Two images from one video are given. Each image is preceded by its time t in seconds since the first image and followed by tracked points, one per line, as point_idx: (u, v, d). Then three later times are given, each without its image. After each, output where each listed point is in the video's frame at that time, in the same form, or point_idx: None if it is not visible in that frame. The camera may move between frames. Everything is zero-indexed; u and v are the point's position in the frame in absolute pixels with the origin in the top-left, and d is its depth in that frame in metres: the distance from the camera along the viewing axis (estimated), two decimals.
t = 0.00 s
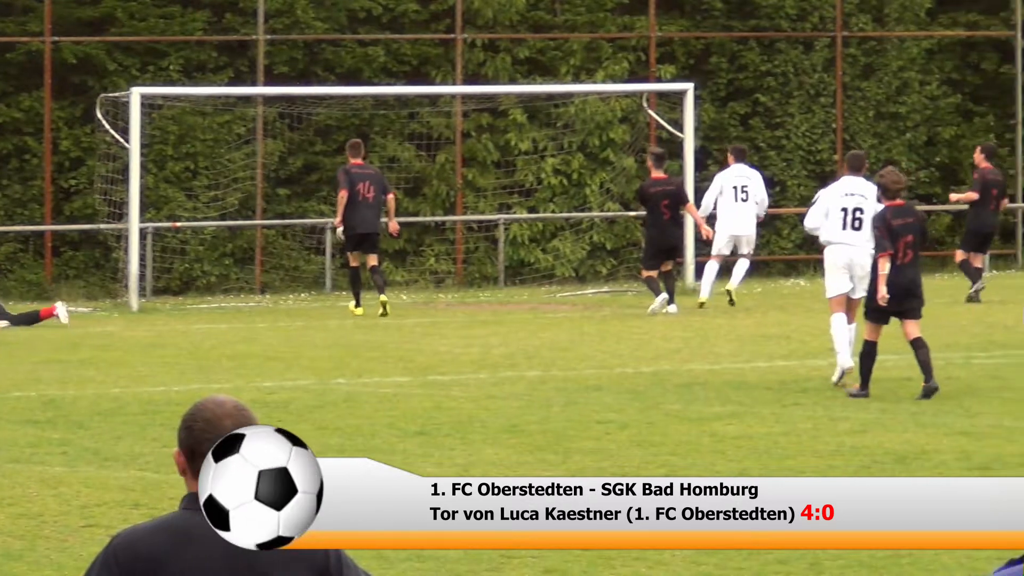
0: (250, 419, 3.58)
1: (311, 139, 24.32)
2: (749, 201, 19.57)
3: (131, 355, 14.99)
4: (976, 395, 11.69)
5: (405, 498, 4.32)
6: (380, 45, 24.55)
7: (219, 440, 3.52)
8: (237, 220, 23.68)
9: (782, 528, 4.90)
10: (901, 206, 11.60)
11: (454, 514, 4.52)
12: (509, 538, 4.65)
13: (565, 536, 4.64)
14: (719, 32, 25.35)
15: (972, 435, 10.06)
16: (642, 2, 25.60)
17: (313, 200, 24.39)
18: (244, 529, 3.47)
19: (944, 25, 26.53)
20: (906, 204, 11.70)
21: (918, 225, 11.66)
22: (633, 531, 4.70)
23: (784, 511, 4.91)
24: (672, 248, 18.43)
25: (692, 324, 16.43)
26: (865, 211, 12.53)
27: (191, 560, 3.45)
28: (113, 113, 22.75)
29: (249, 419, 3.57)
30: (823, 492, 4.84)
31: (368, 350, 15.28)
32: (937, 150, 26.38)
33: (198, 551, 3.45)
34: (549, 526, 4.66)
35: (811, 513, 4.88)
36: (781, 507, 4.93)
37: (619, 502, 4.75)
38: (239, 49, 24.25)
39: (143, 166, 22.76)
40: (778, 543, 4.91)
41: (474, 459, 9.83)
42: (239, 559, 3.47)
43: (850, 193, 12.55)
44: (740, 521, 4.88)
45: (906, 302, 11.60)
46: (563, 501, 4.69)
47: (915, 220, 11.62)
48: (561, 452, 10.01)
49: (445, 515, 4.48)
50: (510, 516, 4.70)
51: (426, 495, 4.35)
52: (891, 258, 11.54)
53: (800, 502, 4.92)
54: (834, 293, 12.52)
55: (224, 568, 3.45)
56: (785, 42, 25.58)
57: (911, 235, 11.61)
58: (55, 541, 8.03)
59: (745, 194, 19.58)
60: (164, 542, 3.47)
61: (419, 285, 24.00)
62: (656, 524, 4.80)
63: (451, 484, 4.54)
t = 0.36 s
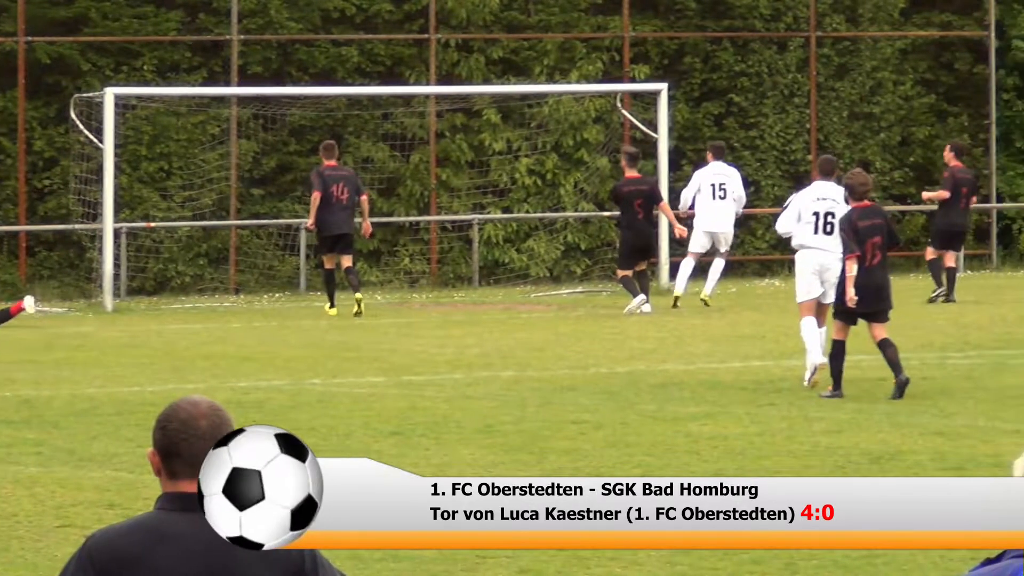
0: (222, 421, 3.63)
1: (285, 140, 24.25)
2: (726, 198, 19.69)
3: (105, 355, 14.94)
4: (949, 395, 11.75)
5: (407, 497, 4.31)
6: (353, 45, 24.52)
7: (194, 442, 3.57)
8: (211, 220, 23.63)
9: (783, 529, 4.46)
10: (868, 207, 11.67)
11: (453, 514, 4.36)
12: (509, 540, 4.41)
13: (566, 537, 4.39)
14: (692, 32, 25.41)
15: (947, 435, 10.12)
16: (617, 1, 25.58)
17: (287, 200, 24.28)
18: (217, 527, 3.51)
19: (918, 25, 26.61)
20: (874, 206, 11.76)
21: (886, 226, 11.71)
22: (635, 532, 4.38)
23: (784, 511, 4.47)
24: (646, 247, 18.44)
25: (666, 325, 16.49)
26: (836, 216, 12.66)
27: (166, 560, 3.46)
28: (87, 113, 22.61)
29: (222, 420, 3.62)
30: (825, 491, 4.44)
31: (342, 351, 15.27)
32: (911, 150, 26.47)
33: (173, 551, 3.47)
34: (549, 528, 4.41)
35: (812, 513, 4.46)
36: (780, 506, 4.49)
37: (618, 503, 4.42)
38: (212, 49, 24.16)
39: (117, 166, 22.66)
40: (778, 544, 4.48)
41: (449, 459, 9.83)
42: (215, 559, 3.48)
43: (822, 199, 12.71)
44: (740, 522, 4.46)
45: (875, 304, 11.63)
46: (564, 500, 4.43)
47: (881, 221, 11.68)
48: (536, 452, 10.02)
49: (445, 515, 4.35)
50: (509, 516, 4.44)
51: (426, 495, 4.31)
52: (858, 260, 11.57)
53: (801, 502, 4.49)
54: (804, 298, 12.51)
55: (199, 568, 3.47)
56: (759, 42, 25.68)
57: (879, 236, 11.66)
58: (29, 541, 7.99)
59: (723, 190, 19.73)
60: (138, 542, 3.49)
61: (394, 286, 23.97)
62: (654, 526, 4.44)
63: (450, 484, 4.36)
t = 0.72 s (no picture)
0: (198, 417, 3.65)
1: (262, 140, 24.22)
2: (706, 196, 19.80)
3: (80, 355, 14.91)
4: (924, 395, 11.81)
5: (407, 497, 4.21)
6: (330, 45, 24.53)
7: (169, 442, 3.59)
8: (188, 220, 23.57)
9: (783, 529, 4.30)
10: (837, 208, 11.65)
11: (453, 513, 4.28)
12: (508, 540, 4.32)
13: (563, 537, 4.26)
14: (669, 32, 25.44)
15: (923, 435, 10.18)
16: (594, 2, 25.63)
17: (262, 200, 24.26)
18: (191, 528, 3.51)
19: (895, 25, 26.74)
20: (843, 204, 11.74)
21: (856, 226, 11.73)
22: (634, 532, 4.23)
23: (784, 511, 4.32)
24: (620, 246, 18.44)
25: (641, 325, 16.55)
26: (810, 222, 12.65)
27: (140, 561, 3.47)
28: (63, 113, 22.53)
29: (199, 421, 3.63)
30: (825, 490, 4.29)
31: (319, 350, 15.26)
32: (887, 150, 26.58)
33: (148, 552, 3.47)
34: (548, 527, 4.29)
35: (812, 513, 4.31)
36: (781, 506, 4.34)
37: (618, 503, 4.28)
38: (189, 49, 24.14)
39: (94, 166, 22.63)
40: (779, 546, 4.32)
41: (427, 460, 9.84)
42: (191, 560, 3.48)
43: (796, 205, 12.68)
44: (741, 522, 4.30)
45: (845, 304, 11.71)
46: (563, 500, 4.31)
47: (852, 221, 11.69)
48: (513, 451, 10.04)
49: (445, 514, 4.26)
50: (510, 516, 4.35)
51: (426, 494, 4.22)
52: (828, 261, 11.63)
53: (801, 501, 4.34)
54: (775, 305, 12.57)
55: (174, 568, 3.47)
56: (736, 42, 25.73)
57: (849, 236, 11.70)
58: (6, 542, 7.97)
59: (703, 190, 19.84)
60: (112, 542, 3.50)
61: (370, 286, 24.01)
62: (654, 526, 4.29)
63: (450, 483, 4.29)
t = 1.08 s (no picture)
0: (187, 417, 3.54)
1: (251, 140, 24.25)
2: (697, 196, 19.84)
3: (69, 355, 14.90)
4: (912, 395, 11.84)
5: (404, 497, 4.22)
6: (318, 45, 24.55)
7: (158, 441, 3.48)
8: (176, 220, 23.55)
9: (783, 529, 4.31)
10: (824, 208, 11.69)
11: (453, 513, 4.27)
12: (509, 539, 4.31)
13: (565, 537, 4.25)
14: (657, 32, 25.47)
15: (911, 436, 10.21)
16: (582, 2, 25.68)
17: (251, 200, 24.32)
18: (180, 528, 3.45)
19: (884, 25, 26.84)
20: (830, 205, 11.79)
21: (842, 226, 11.77)
22: (635, 531, 4.24)
23: (784, 511, 4.33)
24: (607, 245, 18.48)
25: (629, 325, 16.57)
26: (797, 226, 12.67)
27: (129, 561, 3.40)
28: (52, 113, 22.49)
29: (188, 420, 3.52)
30: (825, 490, 4.30)
31: (307, 350, 15.26)
32: (876, 150, 26.64)
33: (136, 553, 3.41)
34: (548, 527, 4.29)
35: (812, 513, 4.32)
36: (780, 506, 4.35)
37: (618, 503, 4.27)
38: (177, 49, 24.11)
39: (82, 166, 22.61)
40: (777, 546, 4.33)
41: (415, 461, 9.83)
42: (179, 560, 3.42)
43: (782, 208, 12.75)
44: (741, 522, 4.31)
45: (830, 303, 11.72)
46: (564, 500, 4.30)
47: (837, 220, 11.72)
48: (503, 451, 10.04)
49: (444, 514, 4.26)
50: (510, 516, 4.34)
51: (426, 494, 4.22)
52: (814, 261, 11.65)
53: (801, 501, 4.35)
54: (762, 309, 12.56)
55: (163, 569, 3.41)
56: (724, 42, 25.75)
57: (835, 236, 11.73)
58: None
59: (694, 190, 19.84)
60: (101, 544, 3.42)
61: (359, 286, 24.03)
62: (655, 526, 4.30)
63: (450, 483, 4.28)
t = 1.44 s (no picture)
0: (166, 417, 3.52)
1: (228, 140, 24.28)
2: (679, 198, 19.87)
3: (47, 355, 14.87)
4: (889, 395, 11.91)
5: (403, 497, 4.14)
6: (295, 46, 24.57)
7: (136, 442, 3.47)
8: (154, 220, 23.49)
9: (783, 530, 4.24)
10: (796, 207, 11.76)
11: (454, 513, 4.20)
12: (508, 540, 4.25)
13: (566, 537, 4.19)
14: (635, 33, 25.54)
15: (888, 436, 10.27)
16: (559, 3, 25.74)
17: (229, 200, 24.37)
18: (158, 528, 3.44)
19: (861, 25, 26.97)
20: (802, 204, 11.86)
21: (814, 225, 11.82)
22: (635, 532, 4.17)
23: (784, 511, 4.26)
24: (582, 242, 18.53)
25: (607, 325, 16.64)
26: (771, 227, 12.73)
27: (104, 561, 3.40)
28: (30, 113, 22.44)
29: (167, 421, 3.51)
30: (825, 490, 4.23)
31: (285, 351, 15.25)
32: (854, 150, 26.71)
33: (113, 553, 3.40)
34: (548, 527, 4.22)
35: (812, 513, 4.25)
36: (780, 506, 4.28)
37: (618, 503, 4.21)
38: (155, 49, 24.07)
39: (60, 167, 22.56)
40: (778, 546, 4.26)
41: (394, 461, 9.85)
42: (156, 560, 3.41)
43: (756, 210, 12.82)
44: (741, 522, 4.24)
45: (805, 302, 11.71)
46: (563, 500, 4.24)
47: (809, 219, 11.80)
48: (482, 451, 10.06)
49: (445, 514, 4.19)
50: (510, 516, 4.28)
51: (425, 494, 4.15)
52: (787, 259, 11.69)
53: (800, 501, 4.28)
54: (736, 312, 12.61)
55: (140, 569, 3.40)
56: (702, 43, 25.79)
57: (807, 234, 11.78)
58: None
59: (677, 193, 19.92)
60: (79, 545, 3.42)
61: (336, 287, 23.99)
62: (655, 526, 4.23)
63: (450, 483, 4.21)
